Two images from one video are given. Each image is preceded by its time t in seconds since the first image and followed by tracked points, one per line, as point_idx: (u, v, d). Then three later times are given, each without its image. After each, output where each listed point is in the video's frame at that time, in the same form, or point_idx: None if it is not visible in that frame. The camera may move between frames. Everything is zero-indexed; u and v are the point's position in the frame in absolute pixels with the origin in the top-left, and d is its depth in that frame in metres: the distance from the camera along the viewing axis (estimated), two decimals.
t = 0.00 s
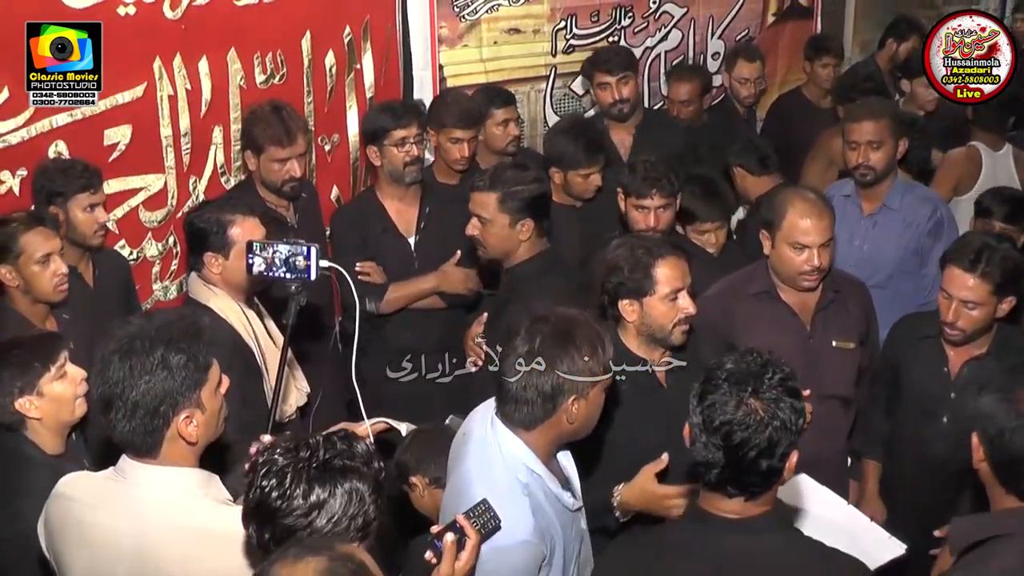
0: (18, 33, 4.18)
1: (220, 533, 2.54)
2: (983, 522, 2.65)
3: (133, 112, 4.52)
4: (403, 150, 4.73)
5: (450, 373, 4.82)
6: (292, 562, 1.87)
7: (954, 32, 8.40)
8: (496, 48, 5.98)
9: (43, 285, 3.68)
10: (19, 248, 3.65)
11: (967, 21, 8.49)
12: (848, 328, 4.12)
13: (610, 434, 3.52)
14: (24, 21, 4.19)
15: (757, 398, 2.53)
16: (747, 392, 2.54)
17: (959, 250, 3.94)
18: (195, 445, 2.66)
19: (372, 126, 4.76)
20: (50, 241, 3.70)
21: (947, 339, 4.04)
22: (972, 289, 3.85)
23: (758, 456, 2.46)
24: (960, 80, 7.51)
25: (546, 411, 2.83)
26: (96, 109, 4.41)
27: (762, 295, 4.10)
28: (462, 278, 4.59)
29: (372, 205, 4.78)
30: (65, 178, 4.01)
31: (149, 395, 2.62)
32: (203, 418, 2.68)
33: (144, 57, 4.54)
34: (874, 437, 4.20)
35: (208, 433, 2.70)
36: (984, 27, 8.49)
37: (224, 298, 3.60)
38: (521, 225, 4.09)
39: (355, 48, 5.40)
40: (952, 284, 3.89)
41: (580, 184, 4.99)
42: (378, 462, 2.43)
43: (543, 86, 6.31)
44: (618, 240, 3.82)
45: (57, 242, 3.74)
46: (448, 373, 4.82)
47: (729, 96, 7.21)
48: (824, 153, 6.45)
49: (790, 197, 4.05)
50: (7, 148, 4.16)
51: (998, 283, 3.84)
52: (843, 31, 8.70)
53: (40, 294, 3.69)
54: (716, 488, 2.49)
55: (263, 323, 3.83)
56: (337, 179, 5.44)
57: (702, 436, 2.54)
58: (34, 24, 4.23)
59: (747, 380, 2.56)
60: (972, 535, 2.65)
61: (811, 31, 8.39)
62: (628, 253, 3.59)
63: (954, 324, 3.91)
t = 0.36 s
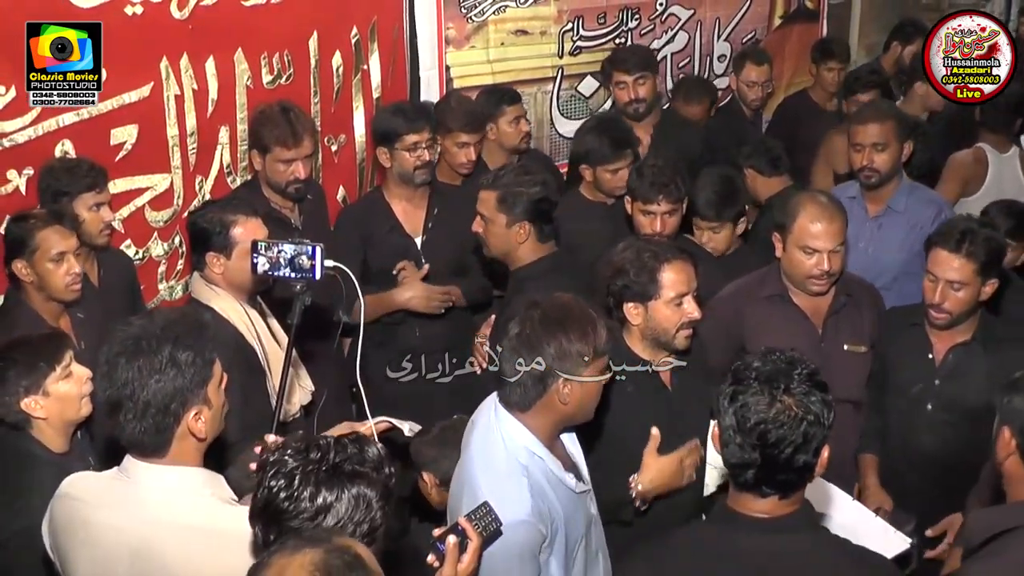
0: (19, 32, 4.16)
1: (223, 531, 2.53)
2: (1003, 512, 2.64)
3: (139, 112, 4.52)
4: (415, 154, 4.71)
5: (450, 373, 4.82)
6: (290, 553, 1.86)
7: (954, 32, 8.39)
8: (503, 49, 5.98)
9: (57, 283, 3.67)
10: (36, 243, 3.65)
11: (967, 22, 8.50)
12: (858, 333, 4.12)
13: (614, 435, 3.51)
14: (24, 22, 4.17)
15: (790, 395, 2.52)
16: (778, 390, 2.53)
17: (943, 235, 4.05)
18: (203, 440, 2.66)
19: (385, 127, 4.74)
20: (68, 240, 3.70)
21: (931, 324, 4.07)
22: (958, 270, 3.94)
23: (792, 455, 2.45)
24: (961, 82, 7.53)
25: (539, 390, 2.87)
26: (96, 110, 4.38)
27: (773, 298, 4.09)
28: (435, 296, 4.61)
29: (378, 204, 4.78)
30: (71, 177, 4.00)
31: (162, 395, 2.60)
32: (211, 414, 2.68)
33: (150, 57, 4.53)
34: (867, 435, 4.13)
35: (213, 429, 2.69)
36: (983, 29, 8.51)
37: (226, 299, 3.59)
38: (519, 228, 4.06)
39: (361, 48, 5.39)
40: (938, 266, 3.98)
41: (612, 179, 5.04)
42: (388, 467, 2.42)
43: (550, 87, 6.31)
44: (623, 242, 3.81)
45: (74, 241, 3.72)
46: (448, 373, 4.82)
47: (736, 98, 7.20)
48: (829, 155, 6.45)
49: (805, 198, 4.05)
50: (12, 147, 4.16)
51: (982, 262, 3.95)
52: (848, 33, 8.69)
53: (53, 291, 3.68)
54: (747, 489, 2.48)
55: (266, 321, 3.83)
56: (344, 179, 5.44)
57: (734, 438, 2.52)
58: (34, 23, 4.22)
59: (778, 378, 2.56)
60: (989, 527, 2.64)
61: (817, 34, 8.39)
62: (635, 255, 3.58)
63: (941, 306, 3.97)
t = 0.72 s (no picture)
0: (19, 31, 4.19)
1: (216, 532, 2.52)
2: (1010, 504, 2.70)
3: (134, 112, 4.54)
4: (411, 169, 4.65)
5: (450, 373, 4.81)
6: (288, 551, 1.86)
7: (953, 32, 8.42)
8: (499, 49, 5.98)
9: (34, 288, 3.66)
10: (8, 251, 3.63)
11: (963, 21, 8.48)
12: (845, 332, 4.17)
13: (611, 436, 3.52)
14: (24, 22, 4.20)
15: (811, 398, 2.52)
16: (800, 395, 2.52)
17: (915, 237, 4.03)
18: (196, 437, 2.67)
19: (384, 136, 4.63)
20: (41, 245, 3.68)
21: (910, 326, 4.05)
22: (932, 272, 3.92)
23: (818, 457, 2.45)
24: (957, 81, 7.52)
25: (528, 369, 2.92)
26: (96, 109, 4.42)
27: (762, 299, 4.11)
28: (405, 307, 4.58)
29: (374, 203, 4.76)
30: (65, 177, 4.00)
31: (156, 395, 2.59)
32: (201, 412, 2.69)
33: (145, 57, 4.54)
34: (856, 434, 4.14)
35: (204, 427, 2.69)
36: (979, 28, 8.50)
37: (219, 299, 3.57)
38: (501, 228, 3.94)
39: (357, 48, 5.38)
40: (913, 269, 3.96)
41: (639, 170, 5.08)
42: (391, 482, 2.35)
43: (545, 88, 6.30)
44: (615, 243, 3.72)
45: (49, 245, 3.71)
46: (447, 373, 4.81)
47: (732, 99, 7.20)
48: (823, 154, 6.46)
49: (791, 198, 4.09)
50: (7, 148, 4.18)
51: (956, 263, 3.92)
52: (845, 33, 8.69)
53: (32, 297, 3.68)
54: (772, 495, 2.46)
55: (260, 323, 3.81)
56: (339, 180, 5.44)
57: (757, 443, 2.50)
58: (34, 23, 4.23)
59: (799, 381, 2.56)
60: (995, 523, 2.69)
61: (814, 34, 8.39)
62: (623, 258, 3.56)
63: (918, 309, 3.96)
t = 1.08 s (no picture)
0: (18, 31, 4.25)
1: (218, 532, 2.53)
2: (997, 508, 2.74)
3: (134, 113, 4.58)
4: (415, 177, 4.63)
5: (450, 373, 4.80)
6: (300, 553, 1.86)
7: (955, 32, 8.45)
8: (498, 49, 5.98)
9: (15, 295, 3.66)
10: None
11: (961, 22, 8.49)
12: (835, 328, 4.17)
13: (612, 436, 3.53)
14: (23, 22, 4.25)
15: (833, 403, 2.53)
16: (822, 400, 2.53)
17: (899, 232, 4.10)
18: (195, 436, 2.67)
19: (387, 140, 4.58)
20: (19, 250, 3.69)
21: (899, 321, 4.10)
22: (917, 265, 3.99)
23: (839, 462, 2.46)
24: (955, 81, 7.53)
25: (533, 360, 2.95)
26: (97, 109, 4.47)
27: (749, 296, 4.09)
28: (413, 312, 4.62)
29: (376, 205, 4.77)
30: (65, 179, 4.01)
31: (156, 395, 2.59)
32: (201, 410, 2.69)
33: (145, 57, 4.59)
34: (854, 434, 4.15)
35: (203, 425, 2.69)
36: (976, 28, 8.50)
37: (219, 299, 3.60)
38: (495, 229, 3.94)
39: (357, 49, 5.39)
40: (898, 264, 4.02)
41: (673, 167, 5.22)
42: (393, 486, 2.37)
43: (545, 88, 6.31)
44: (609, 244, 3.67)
45: (26, 250, 3.72)
46: (448, 373, 4.80)
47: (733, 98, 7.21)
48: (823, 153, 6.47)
49: (773, 191, 4.12)
50: (8, 148, 4.24)
51: (940, 256, 3.99)
52: (846, 31, 8.70)
53: (12, 303, 3.68)
54: (791, 497, 2.48)
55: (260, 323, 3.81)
56: (340, 180, 5.45)
57: (776, 446, 2.51)
58: (34, 23, 4.29)
59: (822, 386, 2.57)
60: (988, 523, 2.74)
61: (813, 34, 8.40)
62: (620, 253, 3.59)
63: (905, 303, 4.02)
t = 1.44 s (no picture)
0: (19, 31, 4.25)
1: (232, 532, 2.53)
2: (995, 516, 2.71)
3: (142, 112, 4.60)
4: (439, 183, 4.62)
5: (450, 373, 4.68)
6: (315, 557, 1.85)
7: (956, 32, 8.39)
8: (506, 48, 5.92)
9: (17, 295, 3.66)
10: None
11: (969, 21, 8.49)
12: (834, 325, 4.12)
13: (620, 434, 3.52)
14: (24, 22, 4.25)
15: (852, 410, 2.50)
16: (842, 406, 2.50)
17: (893, 225, 4.10)
18: (209, 433, 2.67)
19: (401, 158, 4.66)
20: (22, 250, 3.68)
21: (896, 313, 4.13)
22: (913, 256, 3.98)
23: (855, 468, 2.45)
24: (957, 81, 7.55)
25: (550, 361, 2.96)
26: (101, 113, 4.47)
27: (751, 295, 4.07)
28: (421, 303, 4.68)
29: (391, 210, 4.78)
30: (74, 180, 4.01)
31: (171, 392, 2.59)
32: (213, 407, 2.69)
33: (153, 57, 4.60)
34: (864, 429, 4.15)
35: (216, 423, 2.70)
36: (984, 27, 8.52)
37: (230, 298, 3.58)
38: (505, 229, 3.94)
39: (365, 49, 5.38)
40: (893, 255, 4.02)
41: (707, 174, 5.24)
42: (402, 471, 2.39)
43: (554, 87, 6.30)
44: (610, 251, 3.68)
45: (29, 251, 3.72)
46: (448, 373, 4.68)
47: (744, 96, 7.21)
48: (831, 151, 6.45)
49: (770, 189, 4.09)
50: (18, 148, 4.27)
51: (935, 246, 3.99)
52: (854, 29, 8.68)
53: (16, 304, 3.67)
54: (805, 499, 2.47)
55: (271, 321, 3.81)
56: (349, 180, 5.44)
57: (793, 449, 2.49)
58: (34, 23, 4.29)
59: (842, 391, 2.54)
60: (978, 530, 2.72)
61: (822, 32, 8.38)
62: (624, 254, 3.59)
63: (902, 293, 4.01)
